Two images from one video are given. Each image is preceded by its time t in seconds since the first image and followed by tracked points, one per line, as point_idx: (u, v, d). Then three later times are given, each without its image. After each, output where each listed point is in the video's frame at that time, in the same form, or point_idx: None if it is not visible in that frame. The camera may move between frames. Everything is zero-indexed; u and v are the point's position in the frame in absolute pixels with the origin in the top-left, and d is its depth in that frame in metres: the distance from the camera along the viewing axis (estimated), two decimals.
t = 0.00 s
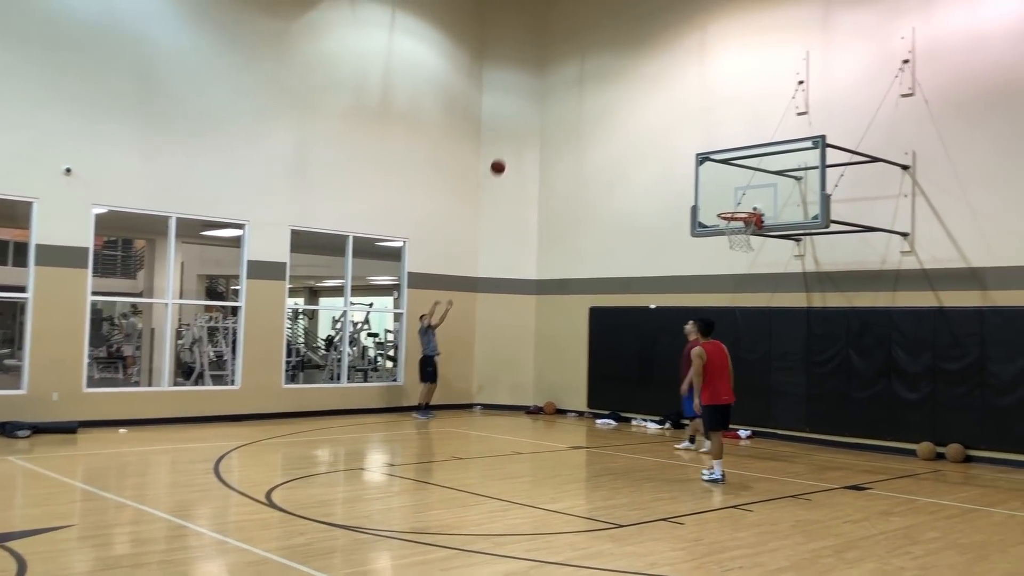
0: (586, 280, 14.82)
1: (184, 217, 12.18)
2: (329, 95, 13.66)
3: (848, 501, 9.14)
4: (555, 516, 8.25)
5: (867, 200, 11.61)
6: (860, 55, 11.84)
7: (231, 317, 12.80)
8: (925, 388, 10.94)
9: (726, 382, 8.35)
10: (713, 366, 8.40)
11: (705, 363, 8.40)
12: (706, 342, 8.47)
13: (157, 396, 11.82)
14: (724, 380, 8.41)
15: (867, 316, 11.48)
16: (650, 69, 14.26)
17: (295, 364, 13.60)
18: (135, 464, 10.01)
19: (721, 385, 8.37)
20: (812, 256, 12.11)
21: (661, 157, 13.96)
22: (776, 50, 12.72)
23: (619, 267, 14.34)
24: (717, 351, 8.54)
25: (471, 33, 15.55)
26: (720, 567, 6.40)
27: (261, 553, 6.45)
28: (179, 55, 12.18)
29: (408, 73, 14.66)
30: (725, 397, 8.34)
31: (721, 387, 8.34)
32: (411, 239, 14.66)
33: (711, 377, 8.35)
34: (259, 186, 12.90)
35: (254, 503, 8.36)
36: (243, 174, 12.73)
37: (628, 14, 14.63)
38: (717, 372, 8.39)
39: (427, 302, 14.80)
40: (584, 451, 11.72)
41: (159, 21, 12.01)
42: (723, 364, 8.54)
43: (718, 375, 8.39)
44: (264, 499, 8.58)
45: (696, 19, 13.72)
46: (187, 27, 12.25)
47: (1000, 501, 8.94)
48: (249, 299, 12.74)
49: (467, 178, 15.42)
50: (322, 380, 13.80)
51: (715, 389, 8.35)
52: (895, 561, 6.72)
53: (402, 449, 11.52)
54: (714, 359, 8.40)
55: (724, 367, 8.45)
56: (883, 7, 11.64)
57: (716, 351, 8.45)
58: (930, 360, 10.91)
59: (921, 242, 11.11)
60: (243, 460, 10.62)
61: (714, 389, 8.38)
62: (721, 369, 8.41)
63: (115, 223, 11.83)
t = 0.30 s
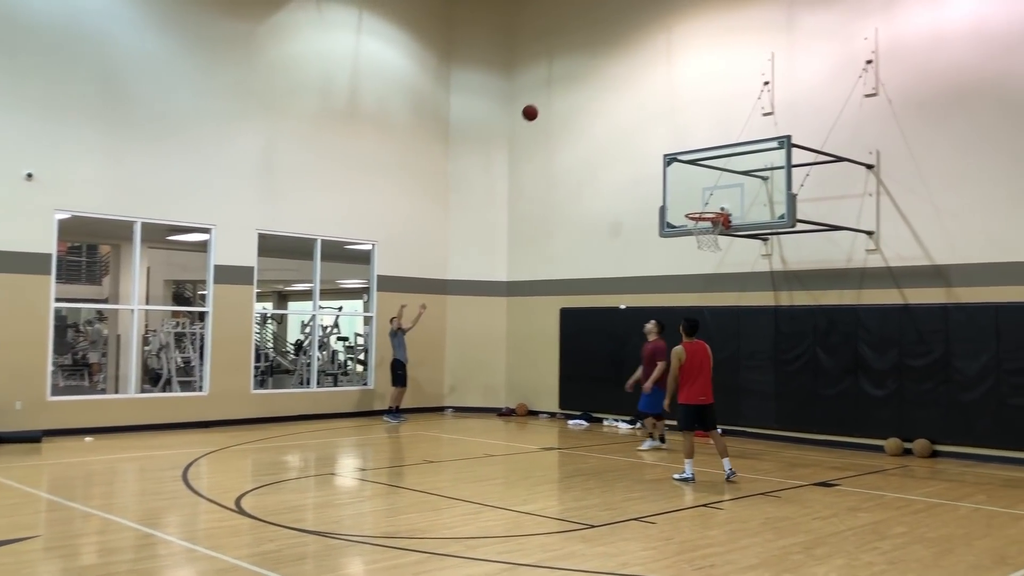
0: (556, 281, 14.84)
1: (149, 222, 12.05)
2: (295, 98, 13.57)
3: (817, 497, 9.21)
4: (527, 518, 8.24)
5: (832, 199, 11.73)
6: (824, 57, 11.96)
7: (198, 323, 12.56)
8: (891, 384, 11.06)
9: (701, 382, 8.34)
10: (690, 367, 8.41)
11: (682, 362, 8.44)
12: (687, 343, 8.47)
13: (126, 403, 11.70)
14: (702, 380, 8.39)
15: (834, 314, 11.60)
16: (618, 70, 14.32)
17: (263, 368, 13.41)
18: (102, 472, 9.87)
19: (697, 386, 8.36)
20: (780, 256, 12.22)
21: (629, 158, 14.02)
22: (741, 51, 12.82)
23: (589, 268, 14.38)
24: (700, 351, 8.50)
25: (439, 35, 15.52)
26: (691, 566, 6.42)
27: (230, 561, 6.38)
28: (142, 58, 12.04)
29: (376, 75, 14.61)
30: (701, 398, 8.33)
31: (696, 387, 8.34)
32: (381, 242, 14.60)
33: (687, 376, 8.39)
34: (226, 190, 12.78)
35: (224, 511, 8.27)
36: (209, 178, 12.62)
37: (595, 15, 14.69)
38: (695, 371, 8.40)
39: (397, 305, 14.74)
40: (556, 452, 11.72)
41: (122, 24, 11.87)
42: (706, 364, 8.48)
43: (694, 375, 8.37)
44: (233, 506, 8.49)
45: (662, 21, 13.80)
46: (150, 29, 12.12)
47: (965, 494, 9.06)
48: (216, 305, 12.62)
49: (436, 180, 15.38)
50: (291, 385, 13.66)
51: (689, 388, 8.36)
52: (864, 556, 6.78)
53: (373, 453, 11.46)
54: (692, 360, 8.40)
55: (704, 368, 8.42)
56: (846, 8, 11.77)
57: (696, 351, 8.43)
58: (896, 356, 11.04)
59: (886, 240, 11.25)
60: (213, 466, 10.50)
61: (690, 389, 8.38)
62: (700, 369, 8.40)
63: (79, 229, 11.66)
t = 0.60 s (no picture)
0: (528, 280, 14.86)
1: (116, 223, 11.92)
2: (263, 97, 13.48)
3: (787, 492, 9.30)
4: (499, 517, 8.25)
5: (800, 196, 11.84)
6: (790, 55, 12.07)
7: (167, 325, 12.47)
8: (859, 379, 11.19)
9: (683, 380, 8.37)
10: (675, 366, 8.44)
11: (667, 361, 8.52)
12: (675, 341, 8.49)
13: (93, 406, 11.57)
14: (687, 378, 8.41)
15: (802, 310, 11.72)
16: (587, 69, 14.36)
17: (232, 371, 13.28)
18: (70, 477, 9.75)
19: (681, 385, 8.40)
20: (749, 253, 12.32)
21: (599, 157, 14.06)
22: (708, 50, 12.91)
23: (560, 267, 14.42)
24: (689, 349, 8.44)
25: (408, 34, 15.47)
26: (663, 561, 6.46)
27: (201, 564, 6.34)
28: (106, 57, 11.89)
29: (345, 74, 14.54)
30: (683, 396, 8.37)
31: (678, 385, 8.39)
32: (352, 242, 14.54)
33: (672, 373, 8.48)
34: (195, 191, 12.68)
35: (194, 514, 8.20)
36: (176, 179, 12.50)
37: (564, 14, 14.72)
38: (680, 369, 8.43)
39: (369, 305, 14.70)
40: (529, 451, 11.74)
41: (86, 22, 11.71)
42: (695, 361, 8.43)
43: (678, 374, 8.40)
44: (204, 509, 8.42)
45: (630, 20, 13.86)
46: (114, 29, 11.97)
47: (932, 486, 9.19)
48: (185, 306, 12.53)
49: (407, 180, 15.33)
50: (262, 387, 13.60)
51: (673, 386, 8.43)
52: (832, 549, 6.85)
53: (346, 454, 11.41)
54: (677, 358, 8.43)
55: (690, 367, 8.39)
56: (812, 7, 11.89)
57: (682, 350, 8.45)
58: (863, 351, 11.17)
59: (853, 236, 11.37)
60: (183, 469, 10.41)
61: (674, 387, 8.44)
62: (684, 367, 8.42)
63: (44, 231, 11.51)
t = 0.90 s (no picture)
0: (506, 274, 14.86)
1: (88, 219, 11.78)
2: (237, 92, 13.36)
3: (763, 483, 9.37)
4: (477, 512, 8.25)
5: (775, 190, 11.91)
6: (764, 49, 12.12)
7: (140, 322, 12.33)
8: (834, 371, 11.27)
9: (668, 373, 8.43)
10: (664, 358, 8.52)
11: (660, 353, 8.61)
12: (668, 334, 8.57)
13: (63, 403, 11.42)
14: (674, 370, 8.45)
15: (777, 303, 11.79)
16: (563, 63, 14.36)
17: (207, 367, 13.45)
18: (43, 476, 9.64)
19: (668, 377, 8.46)
20: (724, 246, 12.39)
21: (576, 151, 14.07)
22: (683, 44, 12.94)
23: (538, 261, 14.43)
24: (679, 343, 8.48)
25: (384, 28, 15.38)
26: (639, 554, 6.48)
27: (176, 562, 6.29)
28: (76, 51, 11.73)
29: (320, 68, 14.45)
30: (669, 387, 8.43)
31: (665, 377, 8.47)
32: (328, 237, 14.47)
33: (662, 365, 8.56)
34: (168, 186, 12.56)
35: (169, 512, 8.14)
36: (149, 174, 12.37)
37: (540, 8, 14.70)
38: (669, 361, 8.49)
39: (346, 300, 14.64)
40: (507, 445, 11.74)
41: (55, 15, 11.55)
42: (683, 354, 8.45)
43: (666, 367, 8.47)
44: (179, 506, 8.36)
45: (606, 14, 13.87)
46: (83, 22, 11.81)
47: (906, 477, 9.28)
48: (159, 303, 12.37)
49: (383, 174, 15.26)
50: (237, 383, 13.61)
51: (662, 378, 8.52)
52: (807, 540, 6.90)
53: (323, 450, 11.37)
54: (668, 351, 8.51)
55: (678, 360, 8.43)
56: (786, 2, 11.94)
57: (673, 343, 8.50)
58: (838, 344, 11.25)
59: (827, 229, 11.46)
60: (158, 467, 10.32)
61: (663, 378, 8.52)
62: (672, 359, 8.47)
63: (13, 227, 11.36)
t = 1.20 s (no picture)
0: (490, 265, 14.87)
1: (68, 209, 11.69)
2: (219, 82, 13.29)
3: (746, 473, 9.43)
4: (461, 501, 8.27)
5: (758, 181, 11.96)
6: (748, 41, 12.16)
7: (122, 313, 12.29)
8: (816, 361, 11.35)
9: (656, 364, 8.51)
10: (653, 350, 8.59)
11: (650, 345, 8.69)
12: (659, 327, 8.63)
13: (44, 396, 11.33)
14: (663, 362, 8.51)
15: (760, 293, 11.86)
16: (548, 54, 14.36)
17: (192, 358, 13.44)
18: (25, 467, 9.59)
19: (656, 368, 8.54)
20: (707, 237, 12.44)
21: (560, 143, 14.08)
22: (667, 36, 12.96)
23: (522, 252, 14.45)
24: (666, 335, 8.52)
25: (368, 19, 15.31)
26: (623, 543, 6.51)
27: (160, 553, 6.27)
28: (56, 39, 11.62)
29: (303, 58, 14.38)
30: (657, 379, 8.51)
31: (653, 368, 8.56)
32: (311, 228, 14.43)
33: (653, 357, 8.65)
34: (150, 177, 12.49)
35: (152, 503, 8.11)
36: (131, 164, 12.29)
37: None
38: (658, 354, 8.56)
39: (330, 291, 14.63)
40: (492, 435, 11.77)
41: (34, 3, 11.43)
42: (671, 346, 8.49)
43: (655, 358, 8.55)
44: (162, 498, 8.35)
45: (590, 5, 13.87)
46: (63, 11, 11.69)
47: (887, 466, 9.36)
48: (141, 294, 12.32)
49: (367, 165, 15.22)
50: (221, 374, 13.73)
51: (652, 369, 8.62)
52: (789, 529, 6.95)
53: (307, 441, 11.35)
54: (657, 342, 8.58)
55: (666, 352, 8.48)
56: None
57: (662, 335, 8.56)
58: (820, 334, 11.33)
59: (810, 220, 11.52)
60: (141, 458, 10.28)
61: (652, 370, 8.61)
62: (660, 351, 8.53)
63: None
